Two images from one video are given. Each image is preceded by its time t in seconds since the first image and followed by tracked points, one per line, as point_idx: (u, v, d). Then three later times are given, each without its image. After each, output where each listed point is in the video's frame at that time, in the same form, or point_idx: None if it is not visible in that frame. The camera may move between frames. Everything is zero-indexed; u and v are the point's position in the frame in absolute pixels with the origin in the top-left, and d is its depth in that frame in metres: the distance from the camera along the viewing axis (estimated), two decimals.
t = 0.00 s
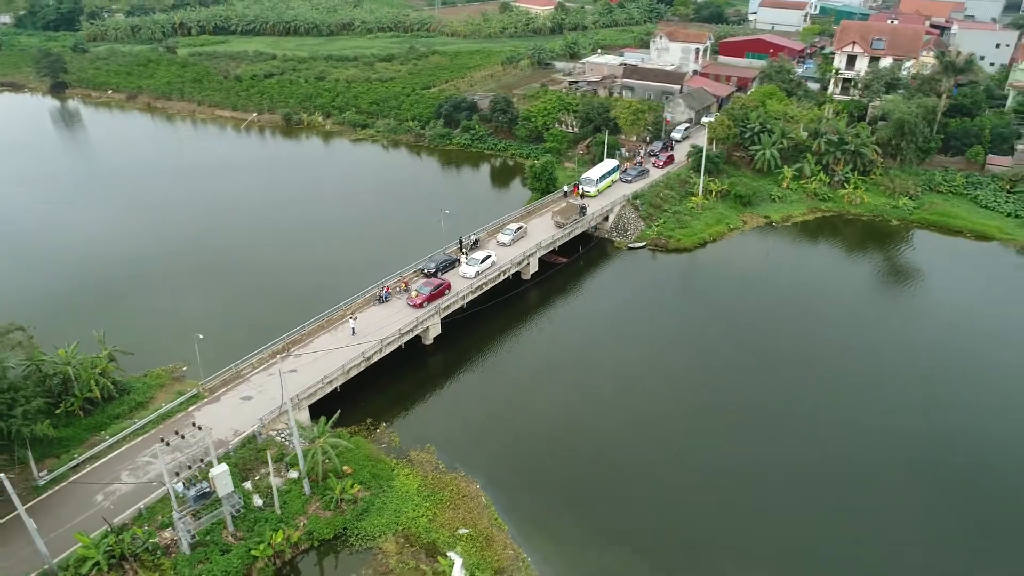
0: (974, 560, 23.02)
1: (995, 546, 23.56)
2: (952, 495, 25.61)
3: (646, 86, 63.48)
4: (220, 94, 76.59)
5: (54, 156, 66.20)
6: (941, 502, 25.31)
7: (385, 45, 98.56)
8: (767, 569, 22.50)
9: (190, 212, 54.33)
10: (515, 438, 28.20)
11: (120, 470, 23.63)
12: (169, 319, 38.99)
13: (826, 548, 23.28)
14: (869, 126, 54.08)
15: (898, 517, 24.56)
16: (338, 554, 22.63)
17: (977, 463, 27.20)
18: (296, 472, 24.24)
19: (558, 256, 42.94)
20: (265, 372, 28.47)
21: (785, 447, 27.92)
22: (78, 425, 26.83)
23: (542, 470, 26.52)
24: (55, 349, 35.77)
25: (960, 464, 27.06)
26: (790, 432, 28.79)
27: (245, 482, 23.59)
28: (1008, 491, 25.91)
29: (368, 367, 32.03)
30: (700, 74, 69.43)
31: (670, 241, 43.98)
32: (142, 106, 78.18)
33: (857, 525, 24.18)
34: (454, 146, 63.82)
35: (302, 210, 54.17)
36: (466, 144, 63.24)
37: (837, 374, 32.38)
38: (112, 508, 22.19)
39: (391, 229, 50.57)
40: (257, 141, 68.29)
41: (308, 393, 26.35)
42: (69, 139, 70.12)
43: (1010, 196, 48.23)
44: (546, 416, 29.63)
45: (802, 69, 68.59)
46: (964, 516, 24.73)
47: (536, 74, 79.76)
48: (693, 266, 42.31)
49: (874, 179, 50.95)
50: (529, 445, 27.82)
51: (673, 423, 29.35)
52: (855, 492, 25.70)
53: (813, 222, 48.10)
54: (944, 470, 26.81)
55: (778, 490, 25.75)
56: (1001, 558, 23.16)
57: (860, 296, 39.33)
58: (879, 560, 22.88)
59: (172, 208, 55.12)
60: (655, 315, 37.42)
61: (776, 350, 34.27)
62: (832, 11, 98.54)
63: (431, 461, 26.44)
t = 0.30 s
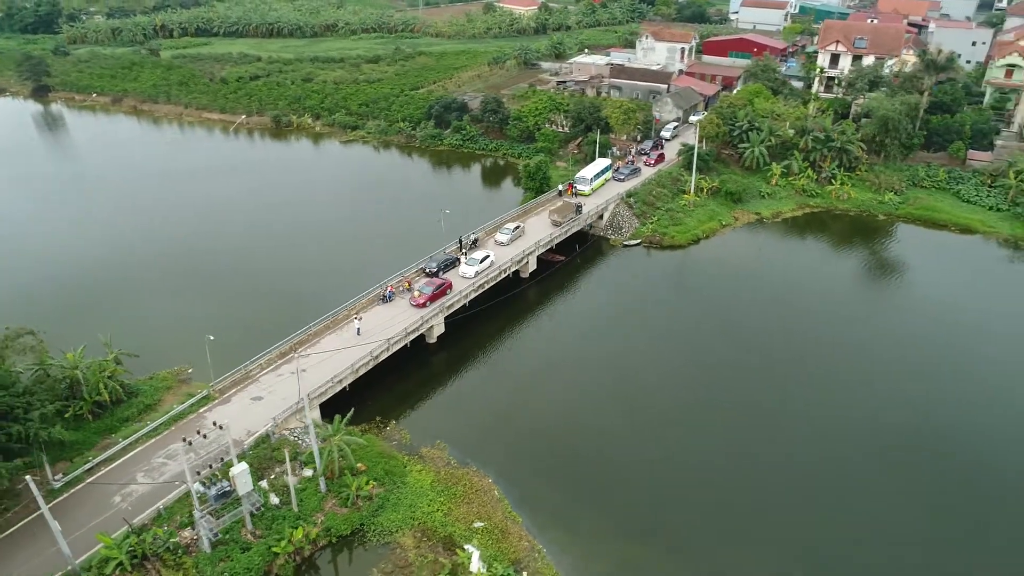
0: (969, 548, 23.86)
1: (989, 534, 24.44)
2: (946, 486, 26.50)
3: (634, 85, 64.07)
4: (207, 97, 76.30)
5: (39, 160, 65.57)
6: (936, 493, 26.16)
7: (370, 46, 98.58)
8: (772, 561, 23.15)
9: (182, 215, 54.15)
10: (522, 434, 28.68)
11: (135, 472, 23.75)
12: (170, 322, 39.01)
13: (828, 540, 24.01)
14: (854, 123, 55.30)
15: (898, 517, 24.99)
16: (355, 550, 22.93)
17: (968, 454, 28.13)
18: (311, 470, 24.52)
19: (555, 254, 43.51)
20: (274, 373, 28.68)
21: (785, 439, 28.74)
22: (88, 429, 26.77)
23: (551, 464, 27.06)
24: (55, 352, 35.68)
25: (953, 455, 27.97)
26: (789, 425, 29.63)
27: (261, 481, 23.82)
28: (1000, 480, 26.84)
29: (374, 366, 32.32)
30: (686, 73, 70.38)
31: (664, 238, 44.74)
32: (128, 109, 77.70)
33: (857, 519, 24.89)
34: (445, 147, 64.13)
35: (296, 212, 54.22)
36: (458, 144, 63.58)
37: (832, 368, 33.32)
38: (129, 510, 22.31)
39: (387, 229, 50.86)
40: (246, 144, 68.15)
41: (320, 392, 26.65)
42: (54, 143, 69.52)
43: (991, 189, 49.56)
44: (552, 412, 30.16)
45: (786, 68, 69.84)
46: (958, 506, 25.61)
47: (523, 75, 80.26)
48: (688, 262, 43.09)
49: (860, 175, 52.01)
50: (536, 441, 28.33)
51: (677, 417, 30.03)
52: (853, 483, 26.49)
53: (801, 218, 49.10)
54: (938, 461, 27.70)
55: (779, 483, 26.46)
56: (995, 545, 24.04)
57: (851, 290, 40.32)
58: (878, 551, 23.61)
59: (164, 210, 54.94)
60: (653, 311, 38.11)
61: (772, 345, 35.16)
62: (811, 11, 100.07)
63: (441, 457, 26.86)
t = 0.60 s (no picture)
0: (968, 526, 24.78)
1: (986, 511, 25.38)
2: (944, 468, 27.43)
3: (624, 85, 64.70)
4: (197, 99, 76.14)
5: (28, 165, 65.05)
6: (935, 475, 27.09)
7: (358, 47, 98.59)
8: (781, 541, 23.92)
9: (178, 217, 54.12)
10: (533, 429, 29.16)
11: (154, 472, 23.99)
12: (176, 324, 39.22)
13: (833, 521, 24.80)
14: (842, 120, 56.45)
15: (901, 500, 25.79)
16: (375, 545, 23.28)
17: (963, 438, 29.11)
18: (329, 468, 24.88)
19: (555, 252, 44.16)
20: (287, 373, 29.00)
21: (789, 428, 29.55)
22: (102, 431, 26.84)
23: (563, 457, 27.57)
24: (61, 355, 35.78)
25: (949, 439, 28.92)
26: (791, 415, 30.43)
27: (281, 478, 24.14)
28: (995, 461, 27.80)
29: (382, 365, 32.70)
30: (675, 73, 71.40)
31: (661, 236, 45.54)
32: (118, 112, 77.40)
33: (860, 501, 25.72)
34: (439, 148, 64.53)
35: (293, 213, 54.43)
36: (452, 145, 64.03)
37: (830, 359, 34.20)
38: (150, 510, 22.53)
39: (386, 229, 51.23)
40: (239, 146, 68.12)
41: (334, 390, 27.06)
42: (44, 146, 69.15)
43: (976, 184, 50.85)
44: (561, 406, 30.71)
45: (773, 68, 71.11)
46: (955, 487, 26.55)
47: (513, 75, 80.83)
48: (685, 259, 43.88)
49: (850, 172, 53.07)
50: (547, 435, 28.84)
51: (683, 409, 30.75)
52: (854, 468, 27.36)
53: (794, 214, 50.11)
54: (935, 446, 28.59)
55: (784, 469, 27.26)
56: (992, 523, 24.99)
57: (845, 283, 41.30)
58: (882, 531, 24.46)
59: (161, 213, 54.96)
60: (654, 307, 38.78)
61: (771, 338, 35.97)
62: (795, 10, 101.42)
63: (455, 453, 27.31)
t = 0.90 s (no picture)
0: (970, 513, 25.51)
1: (986, 498, 26.16)
2: (944, 458, 28.18)
3: (619, 86, 65.36)
4: (192, 101, 76.06)
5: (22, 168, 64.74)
6: (936, 464, 27.87)
7: (349, 49, 98.61)
8: (790, 531, 24.56)
9: (177, 220, 54.14)
10: (546, 425, 29.71)
11: (177, 472, 24.30)
12: (182, 326, 39.40)
13: (839, 510, 25.50)
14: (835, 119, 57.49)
15: (906, 489, 26.53)
16: (398, 540, 23.75)
17: (963, 428, 29.93)
18: (349, 466, 25.32)
19: (558, 252, 44.75)
20: (302, 373, 29.37)
21: (794, 420, 30.25)
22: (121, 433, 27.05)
23: (576, 452, 28.12)
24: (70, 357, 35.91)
25: (948, 428, 29.75)
26: (796, 408, 31.13)
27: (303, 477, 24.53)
28: (993, 450, 28.55)
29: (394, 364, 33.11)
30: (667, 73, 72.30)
31: (662, 234, 46.27)
32: (112, 115, 77.27)
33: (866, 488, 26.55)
34: (437, 149, 64.93)
35: (293, 214, 54.65)
36: (450, 146, 64.50)
37: (831, 353, 34.97)
38: (176, 510, 22.84)
39: (388, 229, 51.61)
40: (235, 148, 68.19)
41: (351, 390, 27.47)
42: (38, 149, 68.89)
43: (966, 181, 51.99)
44: (571, 402, 31.28)
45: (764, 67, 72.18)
46: (956, 477, 27.32)
47: (507, 76, 81.30)
48: (686, 257, 44.62)
49: (844, 170, 53.94)
50: (560, 431, 29.40)
51: (691, 403, 31.39)
52: (859, 457, 28.16)
53: (790, 212, 51.06)
54: (937, 436, 29.37)
55: (788, 462, 27.92)
56: (993, 510, 25.77)
57: (842, 279, 42.17)
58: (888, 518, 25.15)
59: (160, 215, 54.97)
60: (657, 304, 39.44)
61: (774, 333, 36.70)
62: (782, 10, 102.70)
63: (471, 449, 27.81)
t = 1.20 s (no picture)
0: (972, 506, 26.24)
1: (987, 492, 26.91)
2: (944, 455, 28.80)
3: (614, 86, 66.00)
4: (188, 104, 75.99)
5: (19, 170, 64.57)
6: (937, 461, 28.47)
7: (342, 51, 98.70)
8: (800, 526, 25.05)
9: (177, 221, 54.07)
10: (559, 422, 30.24)
11: (201, 473, 24.62)
12: (189, 327, 39.52)
13: (843, 508, 25.94)
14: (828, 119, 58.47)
15: (910, 483, 27.25)
16: (421, 536, 24.17)
17: (962, 423, 30.74)
18: (369, 464, 25.73)
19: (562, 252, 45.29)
20: (318, 373, 29.75)
21: (799, 417, 30.95)
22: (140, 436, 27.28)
23: (590, 449, 28.65)
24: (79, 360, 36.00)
25: (948, 424, 30.54)
26: (801, 404, 31.82)
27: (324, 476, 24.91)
28: (991, 444, 29.32)
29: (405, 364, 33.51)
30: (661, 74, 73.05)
31: (663, 233, 46.93)
32: (107, 119, 77.09)
33: (867, 488, 26.90)
34: (435, 150, 65.33)
35: (293, 216, 54.81)
36: (449, 147, 64.85)
37: (832, 351, 35.73)
38: (202, 509, 23.15)
39: (390, 230, 51.90)
40: (232, 150, 68.22)
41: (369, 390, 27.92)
42: (33, 153, 68.64)
43: (958, 179, 53.04)
44: (583, 400, 31.79)
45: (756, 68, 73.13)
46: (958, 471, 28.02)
47: (502, 78, 81.82)
48: (686, 256, 45.29)
49: (839, 168, 54.89)
50: (573, 428, 29.93)
51: (698, 401, 32.00)
52: (863, 452, 28.90)
53: (786, 211, 51.93)
54: (938, 431, 30.16)
55: (796, 458, 28.47)
56: (995, 503, 26.45)
57: (840, 277, 42.97)
58: (893, 512, 25.83)
59: (159, 217, 54.96)
60: (661, 303, 40.06)
61: (776, 331, 37.42)
62: (771, 11, 103.85)
63: (486, 447, 28.28)
